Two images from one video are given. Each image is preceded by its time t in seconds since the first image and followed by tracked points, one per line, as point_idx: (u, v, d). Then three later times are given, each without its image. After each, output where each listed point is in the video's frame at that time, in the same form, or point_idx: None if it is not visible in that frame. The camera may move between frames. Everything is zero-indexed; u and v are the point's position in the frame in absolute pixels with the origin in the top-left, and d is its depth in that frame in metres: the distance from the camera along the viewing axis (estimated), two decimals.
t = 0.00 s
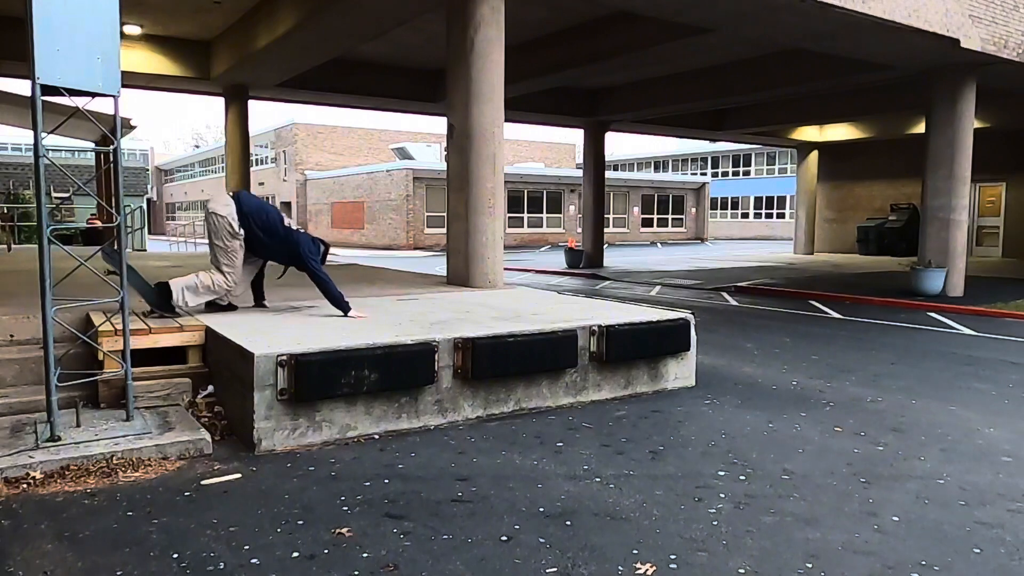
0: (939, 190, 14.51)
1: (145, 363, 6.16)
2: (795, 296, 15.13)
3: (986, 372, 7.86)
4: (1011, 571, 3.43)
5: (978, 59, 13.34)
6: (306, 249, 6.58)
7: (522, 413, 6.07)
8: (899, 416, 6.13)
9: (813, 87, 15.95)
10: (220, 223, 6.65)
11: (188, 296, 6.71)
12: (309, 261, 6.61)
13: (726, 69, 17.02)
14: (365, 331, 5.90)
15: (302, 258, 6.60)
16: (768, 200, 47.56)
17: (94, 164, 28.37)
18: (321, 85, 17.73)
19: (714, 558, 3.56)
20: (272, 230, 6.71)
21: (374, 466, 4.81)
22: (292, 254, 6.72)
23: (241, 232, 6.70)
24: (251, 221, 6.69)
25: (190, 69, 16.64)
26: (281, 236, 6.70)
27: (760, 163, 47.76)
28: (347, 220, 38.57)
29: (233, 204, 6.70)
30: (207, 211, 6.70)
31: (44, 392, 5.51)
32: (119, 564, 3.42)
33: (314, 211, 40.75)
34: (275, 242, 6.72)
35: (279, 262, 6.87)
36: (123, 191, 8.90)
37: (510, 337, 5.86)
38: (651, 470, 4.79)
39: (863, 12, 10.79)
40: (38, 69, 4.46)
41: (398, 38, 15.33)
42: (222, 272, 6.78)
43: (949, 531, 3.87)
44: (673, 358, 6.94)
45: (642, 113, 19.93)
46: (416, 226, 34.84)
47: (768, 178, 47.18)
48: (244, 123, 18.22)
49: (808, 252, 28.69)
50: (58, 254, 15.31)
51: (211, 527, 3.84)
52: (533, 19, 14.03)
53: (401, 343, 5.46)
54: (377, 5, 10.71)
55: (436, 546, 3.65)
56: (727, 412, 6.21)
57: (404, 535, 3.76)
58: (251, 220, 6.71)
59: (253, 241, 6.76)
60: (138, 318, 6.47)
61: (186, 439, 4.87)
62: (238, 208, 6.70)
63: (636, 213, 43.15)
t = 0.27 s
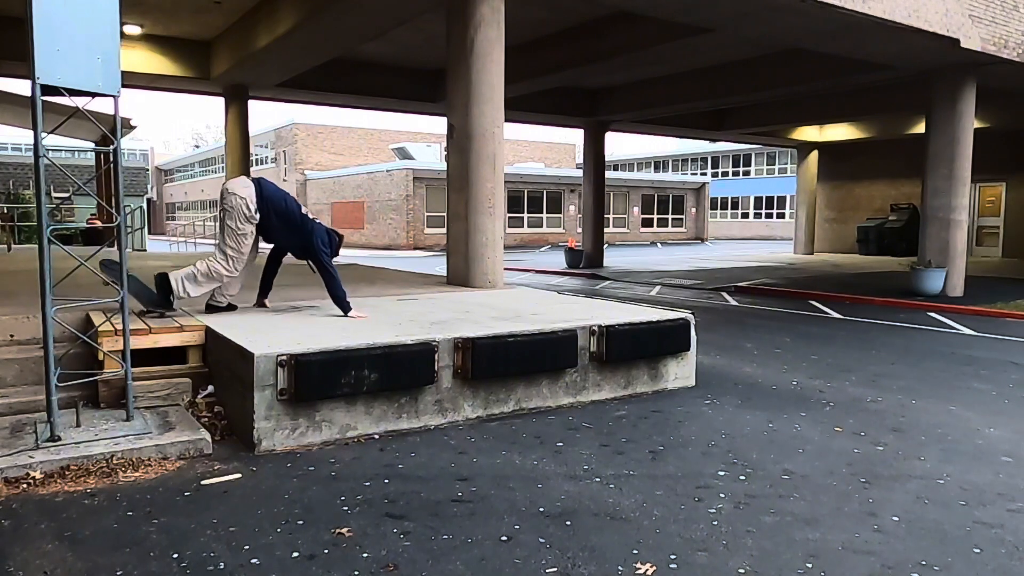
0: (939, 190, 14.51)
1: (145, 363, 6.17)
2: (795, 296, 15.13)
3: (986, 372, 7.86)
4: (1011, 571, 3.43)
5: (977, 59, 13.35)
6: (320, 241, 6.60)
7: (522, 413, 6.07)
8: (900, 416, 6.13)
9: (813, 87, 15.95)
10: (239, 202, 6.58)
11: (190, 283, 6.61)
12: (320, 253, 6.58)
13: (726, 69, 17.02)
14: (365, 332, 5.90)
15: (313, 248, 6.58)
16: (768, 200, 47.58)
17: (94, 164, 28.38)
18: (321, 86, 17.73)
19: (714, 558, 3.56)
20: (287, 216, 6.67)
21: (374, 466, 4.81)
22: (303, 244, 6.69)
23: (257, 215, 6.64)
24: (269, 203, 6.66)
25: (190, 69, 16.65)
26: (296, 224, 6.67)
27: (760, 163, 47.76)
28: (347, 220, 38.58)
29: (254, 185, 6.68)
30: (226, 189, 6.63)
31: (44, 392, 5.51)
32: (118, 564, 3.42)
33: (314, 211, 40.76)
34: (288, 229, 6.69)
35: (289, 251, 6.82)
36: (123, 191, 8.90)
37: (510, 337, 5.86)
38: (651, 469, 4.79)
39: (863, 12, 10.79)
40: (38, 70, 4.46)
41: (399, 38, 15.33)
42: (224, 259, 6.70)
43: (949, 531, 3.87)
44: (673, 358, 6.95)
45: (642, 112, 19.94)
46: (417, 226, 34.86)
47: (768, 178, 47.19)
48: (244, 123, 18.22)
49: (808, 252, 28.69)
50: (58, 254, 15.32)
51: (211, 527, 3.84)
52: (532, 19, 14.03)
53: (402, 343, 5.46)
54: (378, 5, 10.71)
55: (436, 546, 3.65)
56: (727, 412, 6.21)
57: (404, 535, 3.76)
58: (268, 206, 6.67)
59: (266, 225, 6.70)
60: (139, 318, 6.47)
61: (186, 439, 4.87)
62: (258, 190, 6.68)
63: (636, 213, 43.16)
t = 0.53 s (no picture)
0: (939, 190, 14.51)
1: (146, 363, 6.17)
2: (795, 296, 15.13)
3: (987, 372, 7.87)
4: (1012, 572, 3.43)
5: (977, 59, 13.35)
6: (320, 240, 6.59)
7: (522, 413, 6.07)
8: (900, 415, 6.13)
9: (813, 87, 15.95)
10: (239, 198, 6.50)
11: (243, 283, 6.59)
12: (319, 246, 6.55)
13: (727, 69, 17.02)
14: (365, 332, 5.90)
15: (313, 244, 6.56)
16: (768, 200, 47.57)
17: (94, 164, 28.38)
18: (321, 86, 17.74)
19: (714, 557, 3.56)
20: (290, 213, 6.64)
21: (374, 466, 4.81)
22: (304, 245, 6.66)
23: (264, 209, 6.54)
24: (270, 197, 6.60)
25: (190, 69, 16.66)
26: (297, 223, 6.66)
27: (760, 163, 47.77)
28: (347, 220, 38.58)
29: (252, 179, 6.62)
30: (228, 185, 6.54)
31: (44, 392, 5.51)
32: (119, 564, 3.42)
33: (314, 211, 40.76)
34: (286, 225, 6.63)
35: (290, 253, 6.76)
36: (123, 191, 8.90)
37: (510, 337, 5.86)
38: (651, 469, 4.79)
39: (863, 12, 10.79)
40: (38, 70, 4.46)
41: (399, 38, 15.33)
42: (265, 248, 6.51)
43: (949, 531, 3.87)
44: (673, 358, 6.95)
45: (642, 113, 19.94)
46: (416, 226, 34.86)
47: (768, 178, 47.20)
48: (244, 123, 18.22)
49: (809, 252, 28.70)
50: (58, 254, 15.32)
51: (211, 527, 3.84)
52: (532, 19, 14.03)
53: (401, 343, 5.46)
54: (378, 5, 10.71)
55: (437, 546, 3.65)
56: (727, 412, 6.21)
57: (404, 535, 3.76)
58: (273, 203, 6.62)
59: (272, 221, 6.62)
60: (139, 318, 6.47)
61: (186, 439, 4.87)
62: (257, 184, 6.62)
63: (636, 213, 43.16)
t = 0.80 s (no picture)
0: (939, 190, 14.51)
1: (146, 363, 6.17)
2: (795, 296, 15.13)
3: (987, 372, 7.86)
4: (1012, 572, 3.43)
5: (977, 59, 13.35)
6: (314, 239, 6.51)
7: (522, 413, 6.07)
8: (900, 416, 6.13)
9: (813, 87, 15.95)
10: (245, 202, 6.15)
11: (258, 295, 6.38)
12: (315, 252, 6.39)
13: (727, 69, 17.03)
14: (365, 332, 5.90)
15: (310, 250, 6.45)
16: (768, 200, 47.58)
17: (94, 164, 28.39)
18: (321, 86, 17.74)
19: (714, 557, 3.56)
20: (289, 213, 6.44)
21: (374, 466, 4.81)
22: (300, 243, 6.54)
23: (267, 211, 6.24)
24: (273, 198, 6.33)
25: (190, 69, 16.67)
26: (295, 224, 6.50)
27: (760, 163, 47.77)
28: (347, 220, 38.58)
29: (254, 177, 6.29)
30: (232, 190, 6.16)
31: (44, 392, 5.50)
32: (119, 564, 3.42)
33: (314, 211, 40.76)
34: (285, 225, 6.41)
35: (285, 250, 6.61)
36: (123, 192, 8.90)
37: (510, 337, 5.86)
38: (651, 470, 4.79)
39: (863, 12, 10.79)
40: (38, 70, 4.46)
41: (399, 38, 15.33)
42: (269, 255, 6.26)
43: (949, 531, 3.88)
44: (673, 359, 6.95)
45: (641, 113, 19.94)
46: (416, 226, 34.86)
47: (768, 178, 47.21)
48: (244, 123, 18.22)
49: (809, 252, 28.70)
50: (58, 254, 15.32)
51: (211, 527, 3.84)
52: (532, 19, 14.04)
53: (401, 343, 5.46)
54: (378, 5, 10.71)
55: (437, 546, 3.65)
56: (727, 412, 6.21)
57: (404, 535, 3.76)
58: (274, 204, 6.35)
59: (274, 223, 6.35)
60: (139, 318, 6.47)
61: (186, 439, 4.87)
62: (259, 183, 6.30)
63: (636, 213, 43.16)
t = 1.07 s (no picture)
0: (939, 190, 14.51)
1: (145, 363, 6.17)
2: (795, 296, 15.13)
3: (987, 372, 7.86)
4: (1012, 572, 3.43)
5: (977, 59, 13.35)
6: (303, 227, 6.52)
7: (522, 413, 6.07)
8: (900, 415, 6.13)
9: (813, 87, 15.95)
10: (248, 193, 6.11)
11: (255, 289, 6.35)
12: (307, 245, 6.28)
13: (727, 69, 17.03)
14: (365, 332, 5.90)
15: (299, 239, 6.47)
16: (768, 200, 47.58)
17: (94, 164, 28.39)
18: (321, 86, 17.75)
19: (714, 557, 3.56)
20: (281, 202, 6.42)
21: (374, 466, 4.81)
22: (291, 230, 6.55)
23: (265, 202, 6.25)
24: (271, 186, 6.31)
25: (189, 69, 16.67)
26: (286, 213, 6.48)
27: (760, 163, 47.77)
28: (347, 220, 38.58)
29: (251, 163, 6.26)
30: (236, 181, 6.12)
31: (44, 392, 5.50)
32: (119, 564, 3.42)
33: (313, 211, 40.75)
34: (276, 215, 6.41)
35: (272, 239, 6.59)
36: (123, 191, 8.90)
37: (510, 337, 5.86)
38: (651, 470, 4.79)
39: (863, 12, 10.80)
40: (38, 70, 4.46)
41: (399, 38, 15.33)
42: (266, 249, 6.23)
43: (949, 531, 3.88)
44: (673, 359, 6.95)
45: (641, 113, 19.95)
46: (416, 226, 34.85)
47: (768, 178, 47.21)
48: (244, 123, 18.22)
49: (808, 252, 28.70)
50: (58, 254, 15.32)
51: (211, 527, 3.84)
52: (532, 19, 14.03)
53: (401, 343, 5.46)
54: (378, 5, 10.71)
55: (437, 546, 3.65)
56: (727, 412, 6.21)
57: (404, 535, 3.76)
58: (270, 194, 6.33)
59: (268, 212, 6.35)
60: (139, 318, 6.47)
61: (186, 439, 4.87)
62: (256, 169, 6.27)
63: (636, 213, 43.15)
